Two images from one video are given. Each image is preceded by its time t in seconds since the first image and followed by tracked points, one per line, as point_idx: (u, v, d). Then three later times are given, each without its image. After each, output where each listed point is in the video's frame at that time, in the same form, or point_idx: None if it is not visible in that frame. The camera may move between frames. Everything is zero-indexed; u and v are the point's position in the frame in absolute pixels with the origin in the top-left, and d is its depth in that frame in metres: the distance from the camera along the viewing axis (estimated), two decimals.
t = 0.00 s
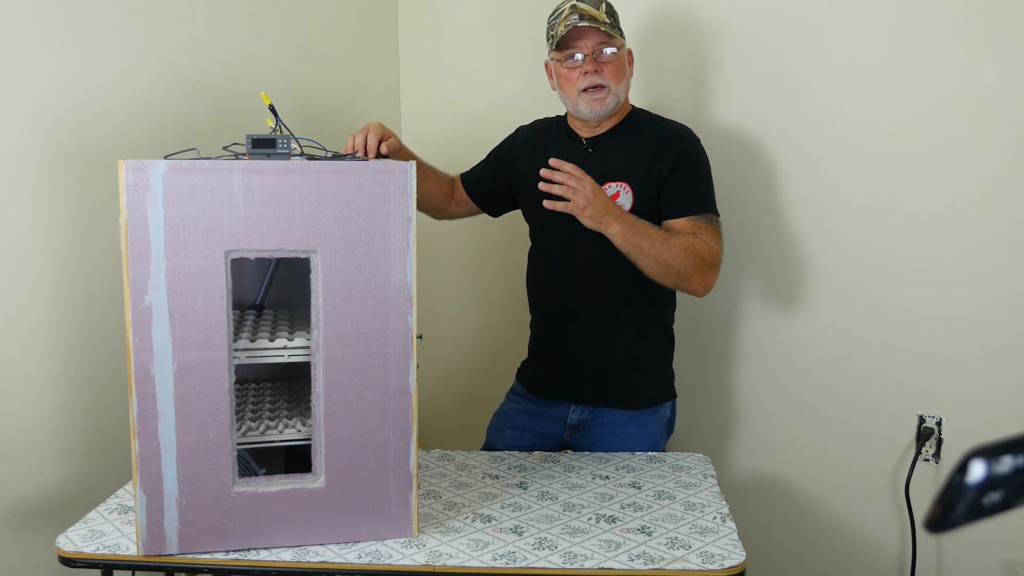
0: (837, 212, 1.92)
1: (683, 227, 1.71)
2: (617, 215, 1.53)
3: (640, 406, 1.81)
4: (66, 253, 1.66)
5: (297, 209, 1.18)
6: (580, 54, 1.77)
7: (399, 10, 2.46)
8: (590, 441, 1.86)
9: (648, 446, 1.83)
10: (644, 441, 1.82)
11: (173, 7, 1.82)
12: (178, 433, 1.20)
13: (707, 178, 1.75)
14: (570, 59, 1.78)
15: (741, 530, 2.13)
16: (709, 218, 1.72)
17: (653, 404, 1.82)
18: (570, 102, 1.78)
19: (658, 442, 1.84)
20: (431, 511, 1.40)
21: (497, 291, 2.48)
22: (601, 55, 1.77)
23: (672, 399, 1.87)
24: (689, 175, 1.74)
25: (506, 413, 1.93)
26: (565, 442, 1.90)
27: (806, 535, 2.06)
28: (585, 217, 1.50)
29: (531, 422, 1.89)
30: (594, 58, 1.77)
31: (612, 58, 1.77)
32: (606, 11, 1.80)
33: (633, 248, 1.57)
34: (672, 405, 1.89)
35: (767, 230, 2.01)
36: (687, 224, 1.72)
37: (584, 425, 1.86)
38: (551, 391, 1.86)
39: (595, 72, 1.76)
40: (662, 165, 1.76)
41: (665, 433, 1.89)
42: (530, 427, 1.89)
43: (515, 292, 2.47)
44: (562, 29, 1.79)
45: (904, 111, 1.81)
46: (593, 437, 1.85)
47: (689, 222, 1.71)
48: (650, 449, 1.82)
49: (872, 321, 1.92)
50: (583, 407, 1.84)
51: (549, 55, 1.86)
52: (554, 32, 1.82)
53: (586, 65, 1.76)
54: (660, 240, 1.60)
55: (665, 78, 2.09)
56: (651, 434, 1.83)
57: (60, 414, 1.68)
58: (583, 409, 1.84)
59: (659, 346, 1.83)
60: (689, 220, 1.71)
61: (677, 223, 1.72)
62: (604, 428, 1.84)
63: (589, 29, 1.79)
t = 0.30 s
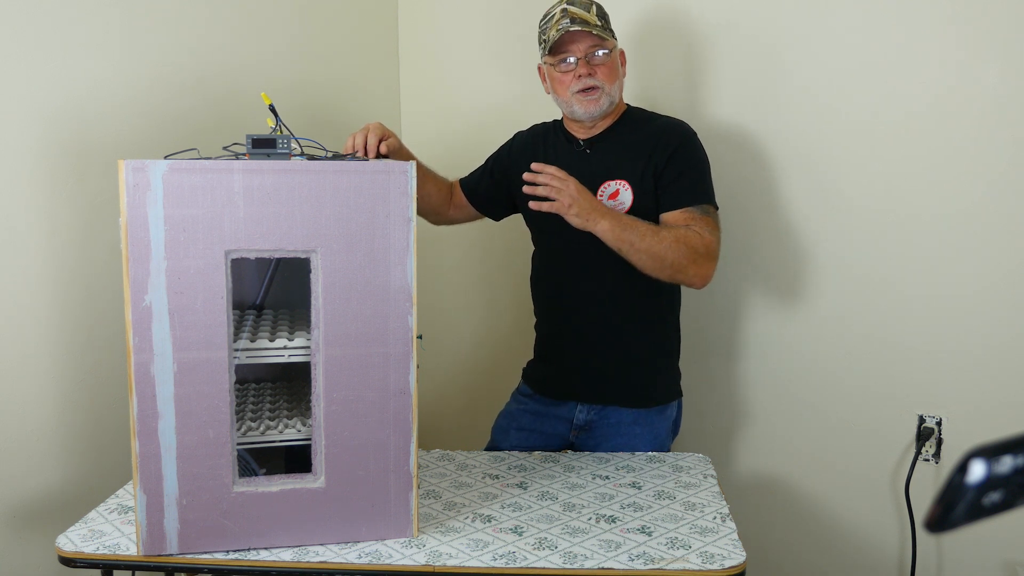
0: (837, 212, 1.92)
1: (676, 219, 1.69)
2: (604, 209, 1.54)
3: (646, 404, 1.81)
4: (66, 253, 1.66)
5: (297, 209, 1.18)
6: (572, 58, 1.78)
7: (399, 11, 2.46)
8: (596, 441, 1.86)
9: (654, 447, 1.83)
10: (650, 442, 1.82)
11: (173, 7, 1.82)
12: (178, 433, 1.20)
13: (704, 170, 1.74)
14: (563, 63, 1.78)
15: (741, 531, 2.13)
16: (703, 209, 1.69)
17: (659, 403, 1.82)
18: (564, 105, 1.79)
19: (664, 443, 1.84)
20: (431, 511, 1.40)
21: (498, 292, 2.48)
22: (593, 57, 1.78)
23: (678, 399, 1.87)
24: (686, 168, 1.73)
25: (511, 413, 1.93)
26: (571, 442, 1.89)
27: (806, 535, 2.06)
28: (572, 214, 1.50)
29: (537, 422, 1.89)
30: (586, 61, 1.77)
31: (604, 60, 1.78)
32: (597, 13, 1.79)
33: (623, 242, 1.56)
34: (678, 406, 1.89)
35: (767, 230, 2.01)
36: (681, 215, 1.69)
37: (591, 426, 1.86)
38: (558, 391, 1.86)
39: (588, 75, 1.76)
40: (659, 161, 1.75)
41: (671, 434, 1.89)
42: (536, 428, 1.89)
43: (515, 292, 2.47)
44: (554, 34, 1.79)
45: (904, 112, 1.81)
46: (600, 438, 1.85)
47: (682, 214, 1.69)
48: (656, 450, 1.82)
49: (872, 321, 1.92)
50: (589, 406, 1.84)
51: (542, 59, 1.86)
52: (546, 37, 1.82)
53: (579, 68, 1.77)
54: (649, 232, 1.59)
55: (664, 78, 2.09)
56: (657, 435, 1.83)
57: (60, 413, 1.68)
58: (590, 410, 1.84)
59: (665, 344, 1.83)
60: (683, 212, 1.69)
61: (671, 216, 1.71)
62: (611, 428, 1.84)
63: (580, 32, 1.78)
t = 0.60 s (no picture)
0: (837, 212, 1.92)
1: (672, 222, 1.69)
2: (584, 266, 1.44)
3: (650, 403, 1.81)
4: (66, 252, 1.66)
5: (297, 209, 1.18)
6: (576, 58, 1.78)
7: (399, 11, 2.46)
8: (599, 441, 1.86)
9: (658, 447, 1.83)
10: (653, 441, 1.82)
11: (173, 7, 1.82)
12: (178, 433, 1.20)
13: (704, 167, 1.72)
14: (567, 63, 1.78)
15: (741, 531, 2.13)
16: (699, 209, 1.68)
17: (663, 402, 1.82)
18: (567, 105, 1.79)
19: (668, 443, 1.85)
20: (431, 511, 1.40)
21: (498, 292, 2.48)
22: (597, 57, 1.78)
23: (682, 398, 1.87)
24: (686, 166, 1.71)
25: (514, 413, 1.93)
26: (574, 442, 1.89)
27: (806, 535, 2.06)
28: (560, 284, 1.39)
29: (541, 422, 1.89)
30: (590, 61, 1.78)
31: (608, 60, 1.78)
32: (601, 13, 1.78)
33: (614, 288, 1.50)
34: (681, 405, 1.89)
35: (768, 230, 2.01)
36: (677, 215, 1.69)
37: (594, 426, 1.86)
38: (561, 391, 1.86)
39: (591, 75, 1.76)
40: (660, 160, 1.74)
41: (674, 434, 1.89)
42: (539, 428, 1.89)
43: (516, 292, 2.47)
44: (558, 33, 1.79)
45: (904, 112, 1.81)
46: (603, 437, 1.85)
47: (678, 217, 1.69)
48: (658, 449, 1.82)
49: (872, 321, 1.92)
50: (593, 406, 1.84)
51: (546, 58, 1.86)
52: (550, 36, 1.81)
53: (582, 68, 1.77)
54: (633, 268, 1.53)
55: (665, 79, 2.09)
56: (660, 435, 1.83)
57: (60, 413, 1.67)
58: (594, 409, 1.84)
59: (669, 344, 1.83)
60: (678, 211, 1.69)
61: (668, 218, 1.70)
62: (614, 428, 1.84)
63: (585, 32, 1.78)
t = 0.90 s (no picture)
0: (838, 212, 1.92)
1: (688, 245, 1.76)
2: (687, 394, 1.67)
3: (647, 403, 1.81)
4: (66, 252, 1.66)
5: (297, 209, 1.18)
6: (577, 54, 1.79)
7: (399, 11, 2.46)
8: (596, 441, 1.86)
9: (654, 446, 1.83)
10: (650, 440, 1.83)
11: (173, 7, 1.82)
12: (178, 433, 1.20)
13: (710, 176, 1.75)
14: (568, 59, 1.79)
15: (741, 531, 2.13)
16: (710, 223, 1.74)
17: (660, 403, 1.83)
18: (567, 101, 1.79)
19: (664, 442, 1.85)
20: (431, 511, 1.40)
21: (498, 292, 2.48)
22: (598, 55, 1.78)
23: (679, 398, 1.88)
24: (694, 175, 1.74)
25: (512, 413, 1.93)
26: (571, 442, 1.89)
27: (807, 535, 2.06)
28: (693, 416, 1.65)
29: (537, 422, 1.89)
30: (590, 58, 1.78)
31: (610, 59, 1.78)
32: (606, 13, 1.80)
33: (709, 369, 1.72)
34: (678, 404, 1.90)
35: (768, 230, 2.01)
36: (691, 232, 1.75)
37: (591, 425, 1.86)
38: (558, 390, 1.86)
39: (590, 72, 1.77)
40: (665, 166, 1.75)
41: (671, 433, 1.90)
42: (536, 428, 1.89)
43: (515, 293, 2.47)
44: (561, 28, 1.80)
45: (904, 111, 1.81)
46: (600, 437, 1.86)
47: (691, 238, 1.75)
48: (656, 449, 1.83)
49: (872, 321, 1.92)
50: (589, 406, 1.84)
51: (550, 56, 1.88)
52: (554, 32, 1.83)
53: (582, 65, 1.78)
54: (704, 348, 1.71)
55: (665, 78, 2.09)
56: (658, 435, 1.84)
57: (59, 413, 1.67)
58: (590, 409, 1.85)
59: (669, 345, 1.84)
60: (690, 227, 1.75)
61: (681, 239, 1.77)
62: (611, 427, 1.84)
63: (588, 30, 1.79)
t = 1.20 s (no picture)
0: (838, 212, 1.92)
1: (710, 243, 1.84)
2: (748, 379, 1.82)
3: (646, 403, 1.82)
4: (66, 252, 1.66)
5: (297, 209, 1.18)
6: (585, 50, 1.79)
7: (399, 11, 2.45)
8: (595, 439, 1.86)
9: (653, 444, 1.83)
10: (648, 438, 1.83)
11: (173, 7, 1.82)
12: (178, 433, 1.20)
13: (720, 181, 1.81)
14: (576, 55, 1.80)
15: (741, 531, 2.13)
16: (727, 219, 1.83)
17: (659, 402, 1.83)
18: (572, 97, 1.79)
19: (663, 440, 1.85)
20: (431, 511, 1.40)
21: (497, 292, 2.48)
22: (606, 52, 1.79)
23: (677, 396, 1.88)
24: (704, 179, 1.79)
25: (508, 413, 1.92)
26: (569, 441, 1.89)
27: (807, 534, 2.06)
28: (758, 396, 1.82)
29: (534, 421, 1.89)
30: (598, 55, 1.78)
31: (617, 57, 1.79)
32: (615, 11, 1.80)
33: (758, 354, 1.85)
34: (676, 402, 1.90)
35: (767, 230, 2.00)
36: (711, 232, 1.83)
37: (589, 424, 1.86)
38: (556, 389, 1.86)
39: (597, 69, 1.77)
40: (676, 169, 1.78)
41: (669, 431, 1.90)
42: (534, 427, 1.89)
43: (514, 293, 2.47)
44: (569, 24, 1.80)
45: (904, 111, 1.81)
46: (598, 436, 1.86)
47: (712, 236, 1.84)
48: (655, 447, 1.83)
49: (873, 321, 1.92)
50: (587, 405, 1.84)
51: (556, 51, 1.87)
52: (562, 27, 1.82)
53: (589, 61, 1.78)
54: (749, 332, 1.84)
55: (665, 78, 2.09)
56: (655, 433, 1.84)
57: (59, 413, 1.67)
58: (588, 408, 1.84)
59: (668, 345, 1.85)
60: (709, 228, 1.83)
61: (701, 238, 1.85)
62: (609, 426, 1.84)
63: (597, 26, 1.80)
